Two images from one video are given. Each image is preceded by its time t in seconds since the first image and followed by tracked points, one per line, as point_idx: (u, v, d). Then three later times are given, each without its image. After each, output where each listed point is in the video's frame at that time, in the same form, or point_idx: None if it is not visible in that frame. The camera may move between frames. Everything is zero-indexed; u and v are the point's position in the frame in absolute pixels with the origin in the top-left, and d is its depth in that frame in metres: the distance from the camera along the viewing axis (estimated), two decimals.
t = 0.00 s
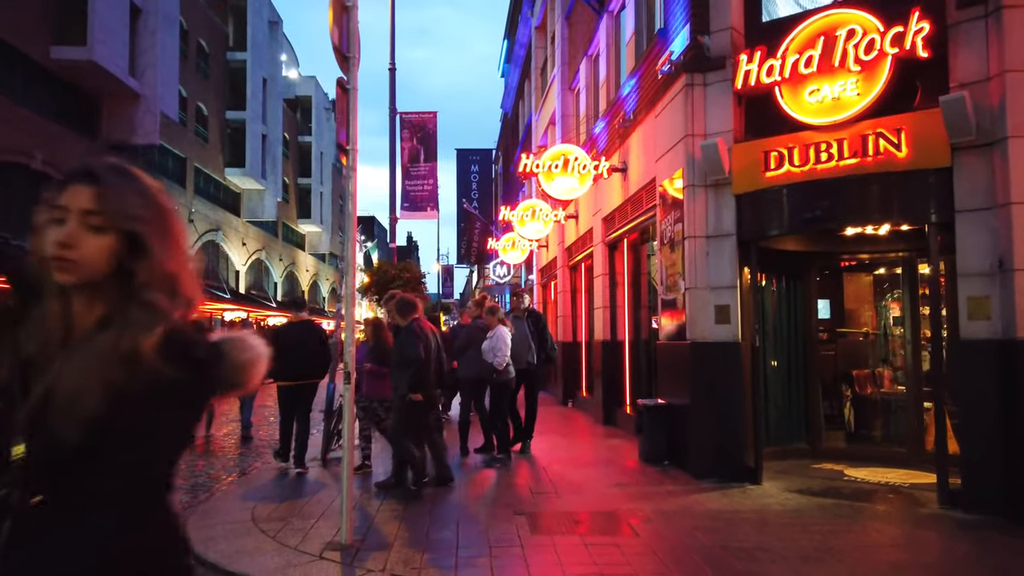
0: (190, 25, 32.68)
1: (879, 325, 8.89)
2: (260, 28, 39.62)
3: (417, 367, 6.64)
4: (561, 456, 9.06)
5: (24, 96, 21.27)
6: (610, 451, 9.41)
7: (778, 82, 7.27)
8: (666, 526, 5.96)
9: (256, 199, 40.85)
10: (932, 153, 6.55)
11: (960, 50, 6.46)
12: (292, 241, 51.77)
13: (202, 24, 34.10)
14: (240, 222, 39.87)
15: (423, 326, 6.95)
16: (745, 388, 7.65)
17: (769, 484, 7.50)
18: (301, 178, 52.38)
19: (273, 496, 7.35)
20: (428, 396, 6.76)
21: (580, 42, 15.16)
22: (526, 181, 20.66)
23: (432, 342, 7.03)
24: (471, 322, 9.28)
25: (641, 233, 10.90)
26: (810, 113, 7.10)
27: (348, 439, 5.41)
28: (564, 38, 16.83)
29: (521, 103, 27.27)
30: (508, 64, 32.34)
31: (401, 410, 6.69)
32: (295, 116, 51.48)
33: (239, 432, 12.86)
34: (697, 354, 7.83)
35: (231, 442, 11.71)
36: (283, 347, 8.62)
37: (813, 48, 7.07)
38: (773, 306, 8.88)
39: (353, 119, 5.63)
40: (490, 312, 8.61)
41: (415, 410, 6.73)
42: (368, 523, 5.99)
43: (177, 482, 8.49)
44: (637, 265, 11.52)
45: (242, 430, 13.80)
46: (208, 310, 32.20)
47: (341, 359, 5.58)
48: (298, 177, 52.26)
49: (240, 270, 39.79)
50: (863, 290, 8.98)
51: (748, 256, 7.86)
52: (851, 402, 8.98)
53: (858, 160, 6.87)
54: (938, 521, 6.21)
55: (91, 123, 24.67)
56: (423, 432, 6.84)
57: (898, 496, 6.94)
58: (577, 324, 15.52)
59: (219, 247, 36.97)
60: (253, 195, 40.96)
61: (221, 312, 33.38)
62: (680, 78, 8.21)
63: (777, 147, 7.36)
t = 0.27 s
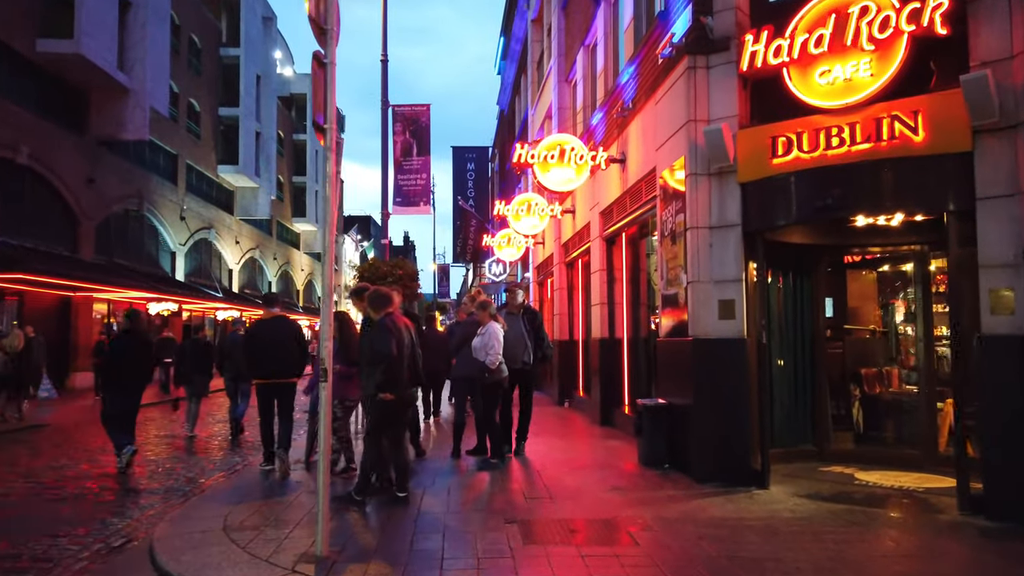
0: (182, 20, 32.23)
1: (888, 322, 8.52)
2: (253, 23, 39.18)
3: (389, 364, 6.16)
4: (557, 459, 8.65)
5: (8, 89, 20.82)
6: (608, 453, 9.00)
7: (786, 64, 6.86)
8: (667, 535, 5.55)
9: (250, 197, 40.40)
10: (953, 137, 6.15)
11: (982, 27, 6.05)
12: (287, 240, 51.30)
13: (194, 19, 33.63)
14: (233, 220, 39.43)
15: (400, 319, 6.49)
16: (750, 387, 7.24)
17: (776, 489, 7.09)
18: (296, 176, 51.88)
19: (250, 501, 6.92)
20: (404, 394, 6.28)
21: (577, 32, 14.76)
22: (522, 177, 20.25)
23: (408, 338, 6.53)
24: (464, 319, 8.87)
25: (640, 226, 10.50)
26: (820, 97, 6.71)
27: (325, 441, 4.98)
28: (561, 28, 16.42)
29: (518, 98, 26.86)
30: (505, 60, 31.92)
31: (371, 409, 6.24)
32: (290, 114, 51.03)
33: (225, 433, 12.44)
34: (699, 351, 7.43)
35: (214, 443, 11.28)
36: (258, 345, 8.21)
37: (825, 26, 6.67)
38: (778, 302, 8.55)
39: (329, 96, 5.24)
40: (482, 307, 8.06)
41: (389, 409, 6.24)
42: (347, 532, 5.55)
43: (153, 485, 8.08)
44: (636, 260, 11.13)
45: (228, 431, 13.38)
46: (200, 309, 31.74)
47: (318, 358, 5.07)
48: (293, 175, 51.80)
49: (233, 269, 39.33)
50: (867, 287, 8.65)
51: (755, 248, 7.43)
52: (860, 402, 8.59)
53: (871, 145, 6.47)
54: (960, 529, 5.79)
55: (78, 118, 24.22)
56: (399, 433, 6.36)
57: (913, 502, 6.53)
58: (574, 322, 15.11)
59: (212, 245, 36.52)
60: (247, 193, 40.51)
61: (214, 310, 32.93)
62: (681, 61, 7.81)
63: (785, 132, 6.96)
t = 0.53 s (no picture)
0: (173, 15, 31.73)
1: (896, 322, 8.12)
2: (246, 20, 38.68)
3: (343, 370, 5.68)
4: (551, 466, 8.22)
5: None
6: (605, 460, 8.56)
7: (795, 48, 6.44)
8: (669, 554, 5.12)
9: (243, 195, 39.91)
10: (975, 124, 5.73)
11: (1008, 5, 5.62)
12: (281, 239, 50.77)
13: (186, 14, 33.12)
14: (226, 219, 38.94)
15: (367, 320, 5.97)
16: (755, 392, 6.80)
17: (784, 501, 6.65)
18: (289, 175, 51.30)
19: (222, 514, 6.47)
20: (363, 407, 5.78)
21: (573, 24, 14.33)
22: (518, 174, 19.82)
23: (373, 340, 5.99)
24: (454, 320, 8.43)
25: (638, 223, 10.07)
26: (832, 83, 6.30)
27: (294, 452, 4.47)
28: (557, 21, 15.98)
29: (514, 95, 26.42)
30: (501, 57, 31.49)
31: (331, 419, 5.83)
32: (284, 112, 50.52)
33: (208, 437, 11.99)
34: (701, 354, 6.99)
35: (196, 449, 10.84)
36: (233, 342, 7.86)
37: (836, 7, 6.24)
38: (784, 302, 8.09)
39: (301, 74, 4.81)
40: (471, 306, 7.69)
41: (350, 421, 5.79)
42: (318, 555, 5.08)
43: (124, 495, 7.64)
44: (634, 258, 10.69)
45: (212, 434, 12.93)
46: (191, 308, 31.27)
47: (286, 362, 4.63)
48: (287, 174, 51.29)
49: (226, 268, 38.85)
50: (870, 288, 8.27)
51: (761, 245, 7.00)
52: (869, 406, 8.15)
53: (887, 134, 6.05)
54: (986, 547, 5.35)
55: (65, 114, 23.73)
56: (363, 445, 5.88)
57: (933, 517, 6.09)
58: (570, 322, 14.66)
59: (204, 244, 36.02)
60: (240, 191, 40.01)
61: (205, 310, 32.45)
62: (684, 46, 7.37)
63: (795, 121, 6.54)
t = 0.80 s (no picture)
0: (163, 8, 31.22)
1: (901, 317, 7.77)
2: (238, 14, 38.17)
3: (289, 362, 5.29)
4: (544, 465, 7.79)
5: None
6: (600, 459, 8.14)
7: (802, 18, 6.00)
8: (667, 559, 4.70)
9: (235, 192, 39.44)
10: (997, 95, 5.33)
11: None
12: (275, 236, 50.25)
13: (176, 7, 32.60)
14: (218, 215, 38.47)
15: (322, 307, 5.55)
16: (757, 387, 6.39)
17: (791, 502, 6.22)
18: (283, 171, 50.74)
19: (190, 515, 6.02)
20: (315, 399, 5.39)
21: (568, 9, 13.89)
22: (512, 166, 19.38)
23: (332, 330, 5.57)
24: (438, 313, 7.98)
25: (635, 211, 9.64)
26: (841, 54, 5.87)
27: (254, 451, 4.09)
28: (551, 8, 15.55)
29: (509, 88, 25.97)
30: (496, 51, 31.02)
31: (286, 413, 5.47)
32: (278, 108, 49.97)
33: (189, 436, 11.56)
34: (702, 345, 6.57)
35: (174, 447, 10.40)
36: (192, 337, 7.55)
37: None
38: (788, 294, 7.72)
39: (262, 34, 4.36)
40: (453, 296, 7.26)
41: (302, 413, 5.39)
42: (280, 562, 4.64)
43: (91, 495, 7.20)
44: (631, 248, 10.26)
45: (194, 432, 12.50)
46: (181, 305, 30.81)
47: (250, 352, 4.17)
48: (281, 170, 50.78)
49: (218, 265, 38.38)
50: (874, 281, 7.89)
51: (764, 229, 6.57)
52: (878, 403, 7.73)
53: (902, 108, 5.64)
54: (1010, 551, 4.94)
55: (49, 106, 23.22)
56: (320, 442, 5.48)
57: (950, 518, 5.67)
58: (565, 317, 14.22)
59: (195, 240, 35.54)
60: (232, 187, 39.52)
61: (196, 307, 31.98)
62: (683, 19, 6.96)
63: (802, 95, 6.12)
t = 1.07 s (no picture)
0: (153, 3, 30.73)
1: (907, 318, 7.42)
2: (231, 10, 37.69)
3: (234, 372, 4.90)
4: (537, 477, 7.35)
5: None
6: (596, 468, 7.70)
7: None
8: None
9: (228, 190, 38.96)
10: None
11: None
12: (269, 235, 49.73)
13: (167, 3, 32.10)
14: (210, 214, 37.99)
15: (279, 309, 5.12)
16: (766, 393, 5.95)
17: (801, 517, 5.80)
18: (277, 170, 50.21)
19: (154, 535, 5.57)
20: (264, 410, 4.94)
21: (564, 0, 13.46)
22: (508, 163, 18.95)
23: (289, 333, 5.12)
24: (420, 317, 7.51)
25: (633, 208, 9.21)
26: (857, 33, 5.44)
27: (208, 471, 3.69)
28: None
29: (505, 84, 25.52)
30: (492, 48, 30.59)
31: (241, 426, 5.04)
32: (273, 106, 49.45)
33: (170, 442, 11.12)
34: (706, 349, 6.15)
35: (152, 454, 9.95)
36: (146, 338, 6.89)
37: None
38: (796, 294, 7.28)
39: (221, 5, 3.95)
40: (430, 298, 6.92)
41: (258, 426, 4.97)
42: None
43: (53, 508, 6.75)
44: (629, 246, 9.84)
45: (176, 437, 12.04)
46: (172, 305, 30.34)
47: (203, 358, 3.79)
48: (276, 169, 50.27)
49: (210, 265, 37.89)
50: (877, 281, 7.45)
51: (773, 223, 6.13)
52: (889, 408, 7.33)
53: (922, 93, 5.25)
54: None
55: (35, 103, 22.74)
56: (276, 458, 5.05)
57: (974, 536, 5.25)
58: (561, 317, 13.80)
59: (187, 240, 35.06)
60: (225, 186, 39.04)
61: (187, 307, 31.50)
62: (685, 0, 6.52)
63: (813, 81, 5.73)
